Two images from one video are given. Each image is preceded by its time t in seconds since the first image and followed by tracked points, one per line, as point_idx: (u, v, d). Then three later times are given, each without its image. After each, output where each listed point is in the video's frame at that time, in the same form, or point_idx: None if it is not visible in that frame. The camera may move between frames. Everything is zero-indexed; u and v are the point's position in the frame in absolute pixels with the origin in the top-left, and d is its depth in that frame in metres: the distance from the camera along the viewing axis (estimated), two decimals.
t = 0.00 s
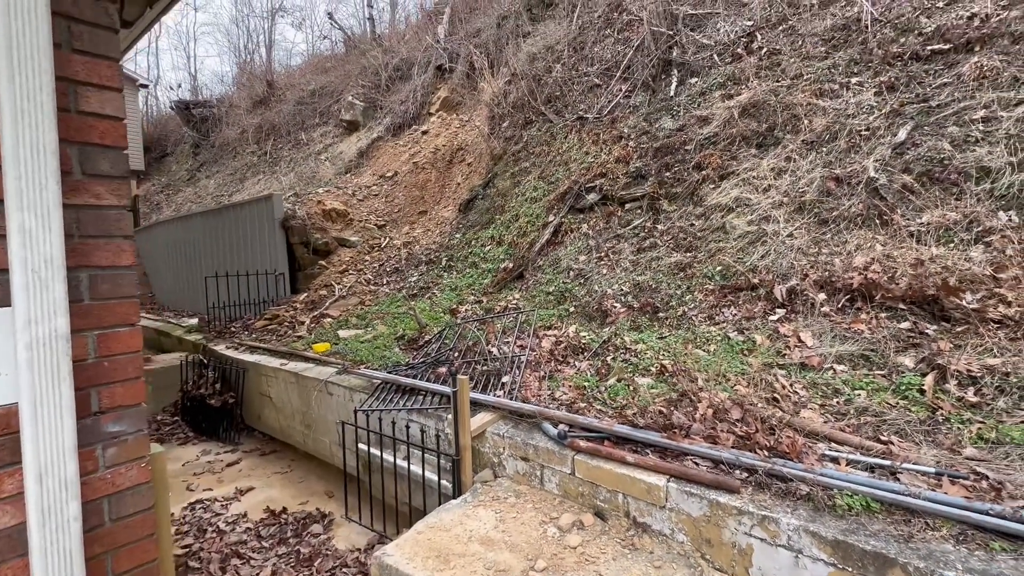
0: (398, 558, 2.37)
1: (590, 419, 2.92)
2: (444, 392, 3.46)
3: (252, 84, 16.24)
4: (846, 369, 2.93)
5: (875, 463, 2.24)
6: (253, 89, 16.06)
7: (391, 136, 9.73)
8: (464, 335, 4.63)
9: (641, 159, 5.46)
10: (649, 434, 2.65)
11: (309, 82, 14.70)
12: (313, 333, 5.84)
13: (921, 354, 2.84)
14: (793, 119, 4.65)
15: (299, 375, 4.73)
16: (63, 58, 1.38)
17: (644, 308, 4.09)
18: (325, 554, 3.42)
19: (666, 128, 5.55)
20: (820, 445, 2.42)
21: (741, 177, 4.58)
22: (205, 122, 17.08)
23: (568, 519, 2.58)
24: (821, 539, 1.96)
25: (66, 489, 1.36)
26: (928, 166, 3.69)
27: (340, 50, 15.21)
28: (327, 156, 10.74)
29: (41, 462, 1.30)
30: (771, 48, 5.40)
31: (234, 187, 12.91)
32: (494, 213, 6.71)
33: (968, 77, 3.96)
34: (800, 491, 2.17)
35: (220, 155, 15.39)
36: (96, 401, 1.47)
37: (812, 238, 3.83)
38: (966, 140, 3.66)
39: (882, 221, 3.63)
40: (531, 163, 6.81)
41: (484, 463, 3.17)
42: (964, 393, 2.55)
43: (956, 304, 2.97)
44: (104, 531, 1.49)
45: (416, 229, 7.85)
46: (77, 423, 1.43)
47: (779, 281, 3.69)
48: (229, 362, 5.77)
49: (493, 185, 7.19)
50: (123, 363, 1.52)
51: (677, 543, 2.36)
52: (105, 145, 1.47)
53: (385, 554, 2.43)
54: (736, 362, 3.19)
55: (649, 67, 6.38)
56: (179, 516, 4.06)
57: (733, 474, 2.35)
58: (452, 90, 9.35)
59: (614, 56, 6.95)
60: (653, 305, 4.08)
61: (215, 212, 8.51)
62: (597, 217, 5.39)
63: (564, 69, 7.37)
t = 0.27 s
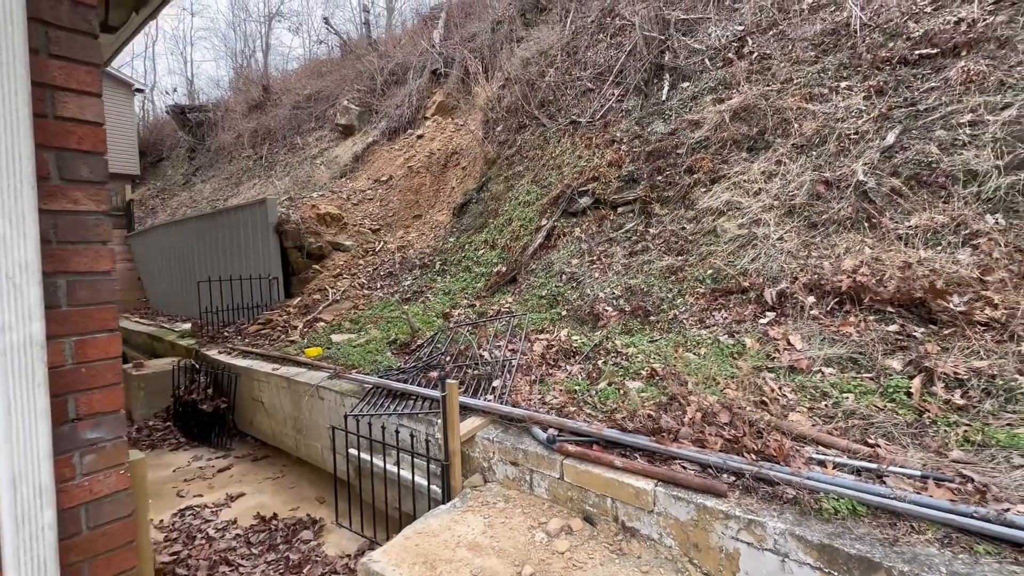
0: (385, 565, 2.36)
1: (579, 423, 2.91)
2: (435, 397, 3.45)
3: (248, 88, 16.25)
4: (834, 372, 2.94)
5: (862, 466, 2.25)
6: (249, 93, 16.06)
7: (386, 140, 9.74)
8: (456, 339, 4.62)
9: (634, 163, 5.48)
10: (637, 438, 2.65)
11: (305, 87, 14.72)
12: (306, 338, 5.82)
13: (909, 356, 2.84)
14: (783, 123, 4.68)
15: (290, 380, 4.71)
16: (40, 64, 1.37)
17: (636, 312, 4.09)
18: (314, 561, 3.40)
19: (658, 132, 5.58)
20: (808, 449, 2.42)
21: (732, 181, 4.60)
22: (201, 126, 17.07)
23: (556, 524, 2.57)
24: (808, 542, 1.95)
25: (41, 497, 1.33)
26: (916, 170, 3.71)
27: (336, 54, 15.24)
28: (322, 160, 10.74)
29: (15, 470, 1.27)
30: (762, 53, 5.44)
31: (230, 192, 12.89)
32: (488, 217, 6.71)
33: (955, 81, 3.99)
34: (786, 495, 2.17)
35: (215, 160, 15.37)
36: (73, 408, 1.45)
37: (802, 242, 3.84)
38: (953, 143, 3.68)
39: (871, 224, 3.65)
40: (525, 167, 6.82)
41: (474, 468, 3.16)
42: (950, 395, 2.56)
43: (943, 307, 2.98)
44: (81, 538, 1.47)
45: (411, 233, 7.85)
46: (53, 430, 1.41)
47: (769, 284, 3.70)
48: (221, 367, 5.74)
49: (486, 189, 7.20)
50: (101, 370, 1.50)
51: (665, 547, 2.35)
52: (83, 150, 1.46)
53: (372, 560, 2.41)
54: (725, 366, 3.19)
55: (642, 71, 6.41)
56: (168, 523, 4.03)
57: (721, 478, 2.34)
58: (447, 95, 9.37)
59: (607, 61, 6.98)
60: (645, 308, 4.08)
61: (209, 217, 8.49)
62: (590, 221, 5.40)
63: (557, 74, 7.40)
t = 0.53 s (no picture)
0: (373, 572, 2.33)
1: (571, 427, 2.89)
2: (427, 401, 3.44)
3: (246, 92, 16.27)
4: (828, 375, 2.92)
5: (853, 470, 2.23)
6: (247, 98, 16.09)
7: (383, 144, 9.74)
8: (451, 343, 4.61)
9: (629, 165, 5.47)
10: (629, 442, 2.63)
11: (303, 91, 14.74)
12: (301, 342, 5.80)
13: (902, 359, 2.83)
14: (777, 125, 4.68)
15: (284, 385, 4.69)
16: (18, 69, 1.32)
17: (630, 315, 4.07)
18: (306, 567, 3.38)
19: (652, 135, 5.58)
20: (800, 452, 2.40)
21: (726, 183, 4.59)
22: (199, 130, 17.09)
23: (548, 530, 2.55)
24: (798, 548, 1.93)
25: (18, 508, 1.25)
26: (909, 171, 3.70)
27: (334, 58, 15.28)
28: (320, 164, 10.74)
29: None
30: (756, 55, 5.44)
31: (227, 196, 12.89)
32: (484, 220, 6.71)
33: (948, 82, 3.98)
34: (777, 500, 2.15)
35: (214, 164, 15.39)
36: (51, 416, 1.38)
37: (795, 244, 3.83)
38: (947, 144, 3.68)
39: (865, 226, 3.64)
40: (521, 170, 6.82)
41: (466, 473, 3.14)
42: (943, 398, 2.54)
43: (936, 309, 2.97)
44: (60, 549, 1.40)
45: (407, 236, 7.85)
46: (30, 439, 1.34)
47: (763, 286, 3.69)
48: (216, 371, 5.72)
49: (482, 192, 7.20)
50: (81, 377, 1.44)
51: (657, 553, 2.32)
52: (62, 156, 1.41)
53: (361, 568, 2.39)
54: (719, 369, 3.18)
55: (637, 73, 6.41)
56: (161, 529, 4.01)
57: (712, 483, 2.32)
58: (444, 98, 9.37)
59: (602, 64, 6.98)
60: (639, 311, 4.06)
61: (206, 221, 8.47)
62: (585, 224, 5.39)
63: (553, 77, 7.41)
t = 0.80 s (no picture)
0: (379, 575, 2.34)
1: (576, 429, 2.89)
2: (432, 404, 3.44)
3: (251, 97, 16.40)
4: (833, 376, 2.91)
5: (860, 471, 2.22)
6: (251, 103, 16.20)
7: (386, 147, 9.78)
8: (455, 345, 4.61)
9: (632, 167, 5.48)
10: (634, 444, 2.63)
11: (307, 95, 14.82)
12: (307, 346, 5.83)
13: (908, 359, 2.82)
14: (781, 126, 4.67)
15: (290, 388, 4.71)
16: (28, 79, 1.34)
17: (634, 316, 4.07)
18: (312, 570, 3.39)
19: (655, 136, 5.58)
20: (806, 454, 2.40)
21: (730, 184, 4.59)
22: (204, 136, 17.21)
23: (553, 532, 2.55)
24: (805, 550, 1.93)
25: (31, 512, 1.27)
26: (914, 170, 3.69)
27: (338, 63, 15.36)
28: (324, 168, 10.79)
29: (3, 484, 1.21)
30: (759, 55, 5.44)
31: (233, 200, 12.97)
32: (487, 223, 6.73)
33: (952, 81, 3.97)
34: (784, 501, 2.14)
35: (219, 169, 15.49)
36: (62, 421, 1.40)
37: (800, 244, 3.82)
38: (951, 143, 3.66)
39: (869, 226, 3.62)
40: (524, 172, 6.83)
41: (471, 475, 3.14)
42: (951, 398, 2.53)
43: (943, 309, 2.95)
44: (71, 552, 1.42)
45: (411, 239, 7.87)
46: (41, 443, 1.36)
47: (767, 287, 3.68)
48: (222, 375, 5.75)
49: (486, 195, 7.21)
50: (91, 382, 1.46)
51: (663, 555, 2.32)
52: (72, 164, 1.43)
53: (367, 570, 2.39)
54: (724, 370, 3.17)
55: (639, 75, 6.42)
56: (168, 533, 4.03)
57: (717, 485, 2.32)
58: (447, 101, 9.41)
59: (605, 66, 6.99)
60: (643, 313, 4.06)
61: (212, 226, 8.52)
62: (588, 226, 5.40)
63: (555, 79, 7.42)
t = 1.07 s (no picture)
0: None
1: (581, 431, 2.88)
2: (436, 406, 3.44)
3: (255, 101, 16.48)
4: (840, 376, 2.88)
5: (868, 473, 2.20)
6: (255, 107, 16.28)
7: (389, 150, 9.80)
8: (459, 347, 4.61)
9: (635, 167, 5.46)
10: (639, 446, 2.61)
11: (310, 99, 14.88)
12: (311, 348, 5.84)
13: (916, 359, 2.79)
14: (785, 125, 4.64)
15: (294, 391, 4.72)
16: (31, 86, 1.34)
17: (638, 317, 4.05)
18: (317, 573, 3.39)
19: (658, 136, 5.57)
20: (813, 455, 2.38)
21: (734, 183, 4.56)
22: (209, 140, 17.31)
23: (558, 535, 2.54)
24: (812, 552, 1.91)
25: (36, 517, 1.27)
26: (920, 169, 3.66)
27: (341, 66, 15.43)
28: (328, 171, 10.83)
29: (8, 489, 1.22)
30: (762, 54, 5.41)
31: (237, 204, 13.04)
32: (491, 224, 6.73)
33: (958, 78, 3.94)
34: (791, 504, 2.12)
35: (224, 173, 15.57)
36: (67, 425, 1.40)
37: (805, 243, 3.80)
38: (958, 141, 3.63)
39: (875, 225, 3.59)
40: (527, 174, 6.83)
41: (476, 477, 3.13)
42: (959, 398, 2.50)
43: (951, 308, 2.92)
44: (76, 556, 1.42)
45: (415, 241, 7.88)
46: (46, 448, 1.36)
47: (772, 287, 3.66)
48: (228, 378, 5.77)
49: (489, 196, 7.21)
50: (95, 386, 1.46)
51: (669, 558, 2.30)
52: (75, 169, 1.43)
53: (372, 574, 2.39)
54: (729, 371, 3.15)
55: (642, 75, 6.40)
56: (174, 535, 4.05)
57: (724, 487, 2.30)
58: (450, 103, 9.42)
59: (607, 66, 6.99)
60: (647, 314, 4.04)
61: (217, 229, 8.57)
62: (591, 227, 5.39)
63: (558, 80, 7.42)
